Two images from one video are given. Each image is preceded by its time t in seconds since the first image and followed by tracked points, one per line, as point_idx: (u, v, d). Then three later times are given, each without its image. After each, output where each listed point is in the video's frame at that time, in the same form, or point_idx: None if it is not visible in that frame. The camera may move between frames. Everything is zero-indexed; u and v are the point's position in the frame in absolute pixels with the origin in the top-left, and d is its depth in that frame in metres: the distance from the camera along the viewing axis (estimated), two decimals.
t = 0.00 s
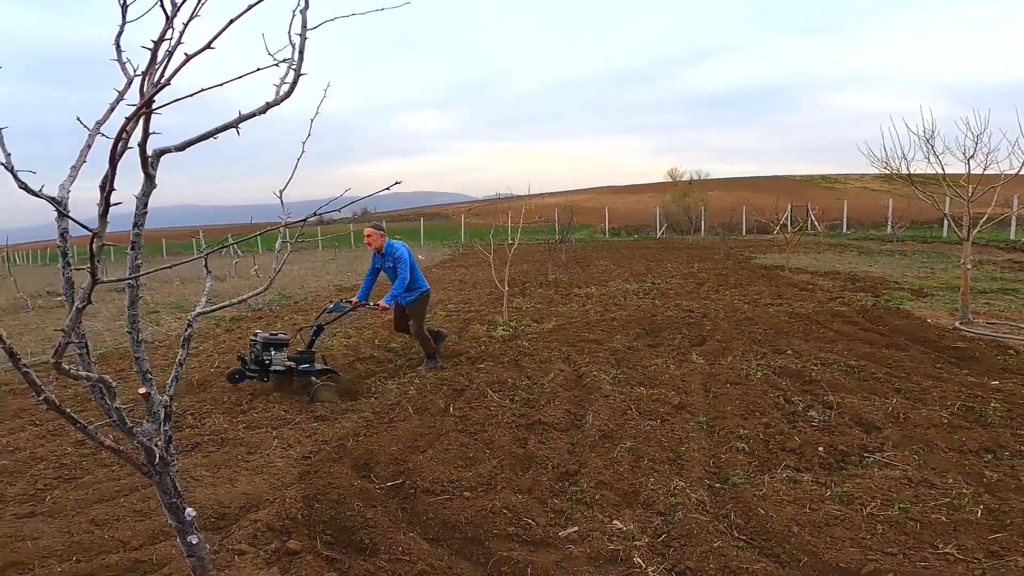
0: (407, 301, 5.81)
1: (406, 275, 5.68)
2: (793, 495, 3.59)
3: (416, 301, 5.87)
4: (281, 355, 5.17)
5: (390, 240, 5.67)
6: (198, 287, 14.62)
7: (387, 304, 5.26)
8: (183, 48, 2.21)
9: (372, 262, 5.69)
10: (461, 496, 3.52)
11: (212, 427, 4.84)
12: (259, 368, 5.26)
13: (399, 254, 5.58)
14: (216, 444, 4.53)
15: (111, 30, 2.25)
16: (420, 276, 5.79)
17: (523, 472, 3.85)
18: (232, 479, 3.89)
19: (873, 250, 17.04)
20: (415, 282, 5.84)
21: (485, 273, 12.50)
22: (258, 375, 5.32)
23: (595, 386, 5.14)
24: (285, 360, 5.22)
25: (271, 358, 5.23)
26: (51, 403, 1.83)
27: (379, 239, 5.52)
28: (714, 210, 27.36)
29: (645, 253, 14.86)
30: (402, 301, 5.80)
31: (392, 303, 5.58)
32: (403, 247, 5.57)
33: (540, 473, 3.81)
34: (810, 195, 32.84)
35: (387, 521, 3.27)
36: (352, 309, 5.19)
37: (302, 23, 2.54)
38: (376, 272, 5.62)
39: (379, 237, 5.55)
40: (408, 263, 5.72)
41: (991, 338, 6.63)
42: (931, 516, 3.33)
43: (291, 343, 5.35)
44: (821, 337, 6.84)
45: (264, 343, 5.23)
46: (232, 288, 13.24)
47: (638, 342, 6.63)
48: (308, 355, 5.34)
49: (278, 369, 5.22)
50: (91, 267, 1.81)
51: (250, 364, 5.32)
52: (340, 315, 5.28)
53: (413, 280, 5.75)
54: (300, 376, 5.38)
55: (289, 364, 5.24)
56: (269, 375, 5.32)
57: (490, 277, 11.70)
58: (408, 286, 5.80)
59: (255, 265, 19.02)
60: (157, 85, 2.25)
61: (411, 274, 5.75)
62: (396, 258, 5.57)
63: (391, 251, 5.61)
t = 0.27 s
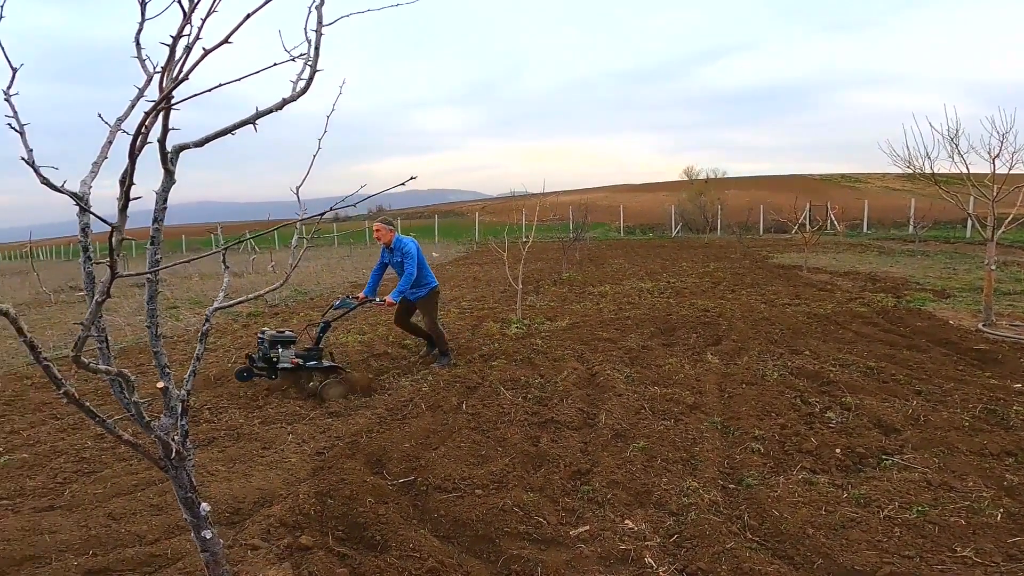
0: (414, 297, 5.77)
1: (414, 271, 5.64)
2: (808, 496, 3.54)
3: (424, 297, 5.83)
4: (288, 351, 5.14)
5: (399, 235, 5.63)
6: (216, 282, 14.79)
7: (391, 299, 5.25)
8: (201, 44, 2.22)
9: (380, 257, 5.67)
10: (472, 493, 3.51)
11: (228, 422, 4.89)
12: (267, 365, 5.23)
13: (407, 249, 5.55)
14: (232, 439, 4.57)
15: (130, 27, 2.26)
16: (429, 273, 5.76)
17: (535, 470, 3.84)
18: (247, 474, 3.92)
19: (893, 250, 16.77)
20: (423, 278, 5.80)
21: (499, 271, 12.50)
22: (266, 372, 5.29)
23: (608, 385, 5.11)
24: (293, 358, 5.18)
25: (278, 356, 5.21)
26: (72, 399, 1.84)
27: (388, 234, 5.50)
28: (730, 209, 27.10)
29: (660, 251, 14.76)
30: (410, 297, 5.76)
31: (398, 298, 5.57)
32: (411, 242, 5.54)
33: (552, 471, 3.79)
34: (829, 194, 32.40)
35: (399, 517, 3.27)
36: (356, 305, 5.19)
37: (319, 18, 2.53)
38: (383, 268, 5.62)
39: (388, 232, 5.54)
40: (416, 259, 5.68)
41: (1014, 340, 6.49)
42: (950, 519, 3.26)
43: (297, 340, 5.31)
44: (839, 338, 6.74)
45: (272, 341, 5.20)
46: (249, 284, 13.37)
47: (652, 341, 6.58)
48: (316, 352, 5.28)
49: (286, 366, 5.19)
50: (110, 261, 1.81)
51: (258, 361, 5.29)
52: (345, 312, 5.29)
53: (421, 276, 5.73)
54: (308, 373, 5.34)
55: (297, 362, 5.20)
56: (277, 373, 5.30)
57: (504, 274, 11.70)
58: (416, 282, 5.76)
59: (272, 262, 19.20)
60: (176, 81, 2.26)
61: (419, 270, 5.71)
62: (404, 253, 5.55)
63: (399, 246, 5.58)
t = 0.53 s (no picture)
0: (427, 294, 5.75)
1: (426, 267, 5.62)
2: (834, 499, 3.45)
3: (438, 294, 5.79)
4: (300, 350, 5.30)
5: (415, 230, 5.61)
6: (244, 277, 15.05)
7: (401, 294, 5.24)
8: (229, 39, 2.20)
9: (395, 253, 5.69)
10: (491, 490, 3.50)
11: (253, 415, 4.95)
12: (280, 364, 5.42)
13: (420, 245, 5.54)
14: (257, 433, 4.64)
15: (161, 24, 2.25)
16: (443, 270, 5.71)
17: (554, 468, 3.81)
18: (270, 468, 3.96)
19: (926, 250, 16.32)
20: (437, 275, 5.75)
21: (521, 268, 12.48)
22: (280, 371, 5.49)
23: (630, 384, 5.06)
24: (304, 356, 5.33)
25: (290, 354, 5.37)
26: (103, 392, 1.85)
27: (402, 229, 5.49)
28: (757, 207, 26.67)
29: (684, 249, 14.60)
30: (423, 294, 5.74)
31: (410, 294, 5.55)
32: (424, 238, 5.51)
33: (572, 470, 3.77)
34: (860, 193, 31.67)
35: (418, 513, 3.28)
36: (367, 301, 5.20)
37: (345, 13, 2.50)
38: (396, 263, 5.61)
39: (402, 227, 5.53)
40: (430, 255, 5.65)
41: None
42: (983, 524, 3.15)
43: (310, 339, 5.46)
44: (869, 339, 6.57)
45: (283, 340, 5.36)
46: (275, 279, 13.58)
47: (675, 340, 6.50)
48: (327, 349, 5.42)
49: (298, 365, 5.35)
50: (140, 255, 1.82)
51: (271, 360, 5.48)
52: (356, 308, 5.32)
53: (435, 272, 5.70)
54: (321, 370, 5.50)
55: (309, 359, 5.36)
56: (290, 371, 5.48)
57: (526, 271, 11.68)
58: (430, 279, 5.73)
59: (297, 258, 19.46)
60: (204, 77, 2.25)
61: (432, 266, 5.68)
62: (417, 248, 5.54)
63: (412, 242, 5.57)
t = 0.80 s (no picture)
0: (436, 293, 5.74)
1: (435, 266, 5.62)
2: (853, 500, 3.39)
3: (446, 294, 5.79)
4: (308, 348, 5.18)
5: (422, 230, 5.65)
6: (261, 275, 15.21)
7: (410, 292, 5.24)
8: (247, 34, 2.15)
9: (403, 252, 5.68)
10: (504, 489, 3.49)
11: (270, 412, 4.99)
12: (289, 363, 5.27)
13: (428, 244, 5.53)
14: (273, 429, 4.66)
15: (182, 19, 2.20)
16: (450, 269, 5.72)
17: (568, 467, 3.79)
18: (286, 464, 3.98)
19: (949, 249, 16.02)
20: (445, 275, 5.76)
21: (535, 266, 12.46)
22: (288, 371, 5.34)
23: (646, 383, 5.01)
24: (313, 355, 5.22)
25: (298, 354, 5.24)
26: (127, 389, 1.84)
27: (411, 228, 5.49)
28: (774, 205, 26.37)
29: (700, 248, 14.48)
30: (430, 293, 5.74)
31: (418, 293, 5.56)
32: (433, 237, 5.52)
33: (585, 469, 3.74)
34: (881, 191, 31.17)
35: (432, 511, 3.28)
36: (376, 299, 5.21)
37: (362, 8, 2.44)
38: (405, 262, 5.61)
39: (411, 226, 5.52)
40: (438, 254, 5.67)
41: None
42: (1007, 527, 3.07)
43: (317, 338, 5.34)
44: (890, 339, 6.45)
45: (292, 338, 5.24)
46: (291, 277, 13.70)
47: (690, 339, 6.44)
48: (336, 348, 5.31)
49: (306, 364, 5.22)
50: (162, 252, 1.80)
51: (279, 360, 5.33)
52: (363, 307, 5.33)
53: (442, 272, 5.71)
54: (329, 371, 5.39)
55: (318, 358, 5.23)
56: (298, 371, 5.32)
57: (540, 269, 11.66)
58: (437, 278, 5.73)
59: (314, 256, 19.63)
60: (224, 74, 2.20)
61: (440, 266, 5.69)
62: (425, 247, 5.54)
63: (420, 240, 5.58)
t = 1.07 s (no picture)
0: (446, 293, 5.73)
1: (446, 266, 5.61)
2: (883, 503, 3.29)
3: (455, 294, 5.77)
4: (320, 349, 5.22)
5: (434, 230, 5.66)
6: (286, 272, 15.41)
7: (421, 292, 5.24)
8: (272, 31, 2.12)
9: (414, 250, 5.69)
10: (524, 488, 3.47)
11: (293, 409, 5.03)
12: (300, 362, 5.35)
13: (439, 243, 5.53)
14: (296, 426, 4.70)
15: (208, 18, 2.19)
16: (460, 270, 5.71)
17: (588, 467, 3.76)
18: (308, 461, 4.01)
19: (984, 248, 15.56)
20: (455, 275, 5.75)
21: (557, 265, 12.42)
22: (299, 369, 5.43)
23: (668, 383, 4.95)
24: (323, 355, 5.26)
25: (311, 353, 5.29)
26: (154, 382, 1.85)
27: (423, 227, 5.48)
28: (800, 203, 25.90)
29: (724, 246, 14.28)
30: (439, 293, 5.74)
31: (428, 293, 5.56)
32: (443, 236, 5.51)
33: (606, 469, 3.70)
34: (912, 189, 30.43)
35: (451, 510, 3.27)
36: (388, 299, 5.22)
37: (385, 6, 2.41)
38: (416, 261, 5.61)
39: (423, 224, 5.52)
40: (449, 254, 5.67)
41: None
42: None
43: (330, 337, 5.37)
44: (922, 340, 6.28)
45: (303, 338, 5.30)
46: (315, 275, 13.86)
47: (714, 339, 6.34)
48: (347, 348, 5.33)
49: (317, 363, 5.27)
50: (191, 249, 1.81)
51: (291, 358, 5.43)
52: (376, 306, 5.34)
53: (452, 272, 5.70)
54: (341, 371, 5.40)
55: (328, 359, 5.27)
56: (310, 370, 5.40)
57: (561, 268, 11.62)
58: (447, 279, 5.72)
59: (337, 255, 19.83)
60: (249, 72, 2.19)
61: (450, 265, 5.68)
62: (435, 246, 5.53)
63: (432, 239, 5.58)
